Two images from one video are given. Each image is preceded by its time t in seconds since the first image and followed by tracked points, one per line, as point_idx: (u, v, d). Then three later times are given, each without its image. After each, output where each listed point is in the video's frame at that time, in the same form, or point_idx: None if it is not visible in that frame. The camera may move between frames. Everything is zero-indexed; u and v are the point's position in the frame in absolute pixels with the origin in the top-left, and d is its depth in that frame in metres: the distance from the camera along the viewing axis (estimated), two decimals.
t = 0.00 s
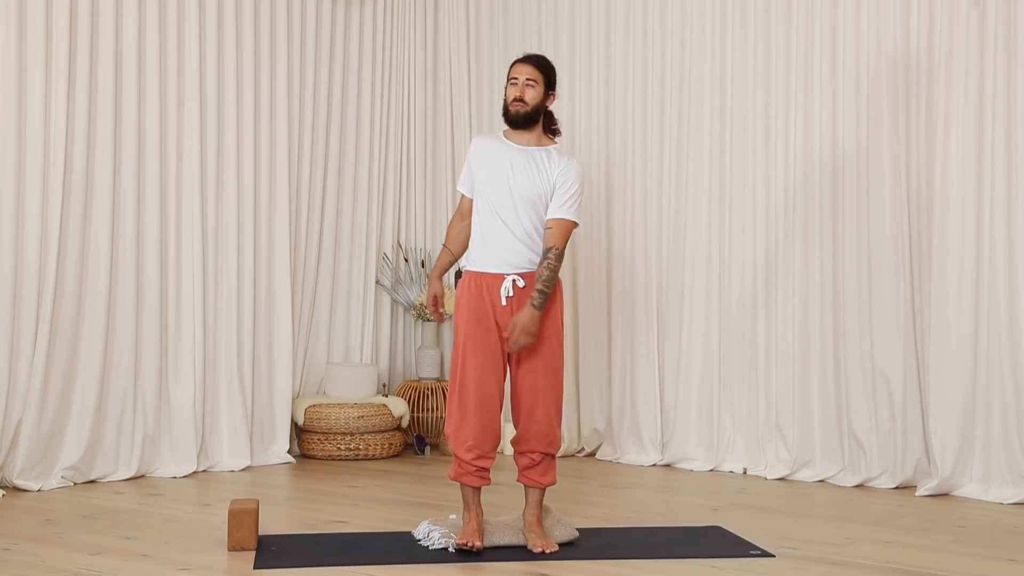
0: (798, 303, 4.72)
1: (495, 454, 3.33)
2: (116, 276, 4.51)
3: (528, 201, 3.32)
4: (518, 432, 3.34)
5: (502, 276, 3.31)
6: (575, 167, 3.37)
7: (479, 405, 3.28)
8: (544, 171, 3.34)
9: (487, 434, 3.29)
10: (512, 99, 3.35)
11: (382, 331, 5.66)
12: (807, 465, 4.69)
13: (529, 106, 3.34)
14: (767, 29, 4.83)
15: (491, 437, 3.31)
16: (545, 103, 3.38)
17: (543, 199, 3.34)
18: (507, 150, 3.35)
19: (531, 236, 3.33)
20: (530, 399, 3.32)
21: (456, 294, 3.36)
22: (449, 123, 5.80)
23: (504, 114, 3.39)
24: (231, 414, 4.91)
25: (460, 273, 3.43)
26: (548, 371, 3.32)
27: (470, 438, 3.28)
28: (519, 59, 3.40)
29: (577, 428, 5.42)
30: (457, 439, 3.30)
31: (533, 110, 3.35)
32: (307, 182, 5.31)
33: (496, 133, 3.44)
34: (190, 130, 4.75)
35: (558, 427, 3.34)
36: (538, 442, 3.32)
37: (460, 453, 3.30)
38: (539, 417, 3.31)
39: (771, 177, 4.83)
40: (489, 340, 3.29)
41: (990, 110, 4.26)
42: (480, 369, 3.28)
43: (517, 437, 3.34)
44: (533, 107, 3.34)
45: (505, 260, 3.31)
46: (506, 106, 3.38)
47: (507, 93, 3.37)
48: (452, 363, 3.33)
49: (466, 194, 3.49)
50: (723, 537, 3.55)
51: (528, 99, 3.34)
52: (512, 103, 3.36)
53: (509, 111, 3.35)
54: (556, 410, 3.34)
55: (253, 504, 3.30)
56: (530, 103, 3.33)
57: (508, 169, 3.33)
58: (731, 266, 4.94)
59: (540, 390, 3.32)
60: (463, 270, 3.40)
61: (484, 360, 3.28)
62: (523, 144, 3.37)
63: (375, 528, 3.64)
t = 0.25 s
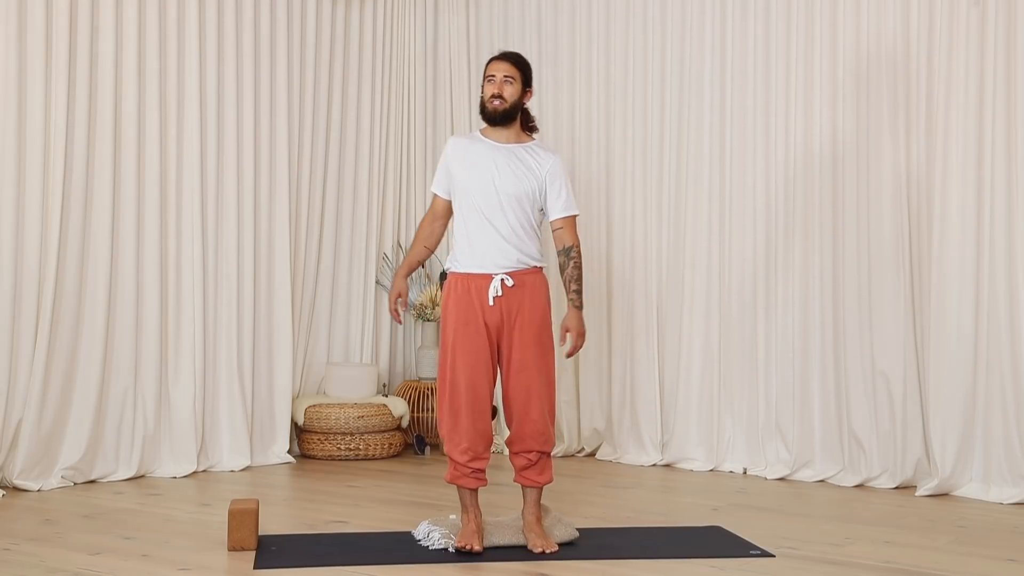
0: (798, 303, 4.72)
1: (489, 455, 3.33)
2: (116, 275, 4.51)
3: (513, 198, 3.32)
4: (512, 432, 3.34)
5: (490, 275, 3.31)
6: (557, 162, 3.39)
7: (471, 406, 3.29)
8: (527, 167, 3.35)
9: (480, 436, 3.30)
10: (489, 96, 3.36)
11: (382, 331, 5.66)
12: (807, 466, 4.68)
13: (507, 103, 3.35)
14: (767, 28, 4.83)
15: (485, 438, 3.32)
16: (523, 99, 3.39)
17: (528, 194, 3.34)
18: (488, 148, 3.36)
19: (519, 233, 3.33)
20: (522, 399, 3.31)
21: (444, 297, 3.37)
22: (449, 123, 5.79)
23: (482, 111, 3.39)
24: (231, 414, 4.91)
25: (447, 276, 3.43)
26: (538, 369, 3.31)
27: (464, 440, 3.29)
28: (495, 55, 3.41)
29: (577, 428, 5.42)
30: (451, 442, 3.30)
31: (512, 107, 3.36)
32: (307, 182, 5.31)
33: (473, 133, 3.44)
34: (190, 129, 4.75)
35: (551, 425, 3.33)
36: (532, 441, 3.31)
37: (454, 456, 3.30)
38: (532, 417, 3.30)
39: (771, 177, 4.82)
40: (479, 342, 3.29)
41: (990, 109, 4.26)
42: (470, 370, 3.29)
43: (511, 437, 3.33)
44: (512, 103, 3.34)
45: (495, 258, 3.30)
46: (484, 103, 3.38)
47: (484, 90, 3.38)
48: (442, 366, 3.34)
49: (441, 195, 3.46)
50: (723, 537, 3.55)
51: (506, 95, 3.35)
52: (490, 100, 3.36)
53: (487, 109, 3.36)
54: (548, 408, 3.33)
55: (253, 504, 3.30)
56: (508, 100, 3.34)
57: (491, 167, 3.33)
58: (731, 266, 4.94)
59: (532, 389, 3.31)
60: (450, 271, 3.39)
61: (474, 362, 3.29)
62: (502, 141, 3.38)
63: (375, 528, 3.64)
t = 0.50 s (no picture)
0: (798, 303, 4.72)
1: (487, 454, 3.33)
2: (116, 276, 4.51)
3: (504, 193, 3.35)
4: (511, 431, 3.34)
5: (488, 273, 3.31)
6: (536, 154, 3.45)
7: (469, 406, 3.29)
8: (512, 162, 3.38)
9: (478, 435, 3.30)
10: (470, 96, 3.36)
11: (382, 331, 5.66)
12: (807, 466, 4.68)
13: (489, 101, 3.36)
14: (767, 28, 4.83)
15: (483, 438, 3.31)
16: (502, 96, 3.41)
17: (517, 189, 3.37)
18: (471, 147, 3.36)
19: (514, 227, 3.35)
20: (522, 397, 3.31)
21: (440, 298, 3.36)
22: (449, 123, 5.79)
23: (461, 111, 3.38)
24: (231, 414, 4.91)
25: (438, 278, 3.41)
26: (536, 367, 3.32)
27: (462, 441, 3.28)
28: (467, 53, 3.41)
29: (577, 428, 5.42)
30: (448, 442, 3.30)
31: (493, 104, 3.37)
32: (308, 182, 5.31)
33: (448, 134, 3.42)
34: (190, 129, 4.75)
35: (550, 423, 3.34)
36: (532, 440, 3.31)
37: (452, 456, 3.29)
38: (533, 414, 3.31)
39: (771, 177, 4.82)
40: (477, 341, 3.29)
41: (990, 109, 4.26)
42: (468, 370, 3.29)
43: (510, 436, 3.33)
44: (494, 101, 3.36)
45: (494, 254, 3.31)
46: (463, 103, 3.37)
47: (463, 89, 3.37)
48: (439, 367, 3.33)
49: (421, 200, 3.42)
50: (723, 537, 3.55)
51: (488, 93, 3.36)
52: (470, 99, 3.36)
53: (469, 108, 3.36)
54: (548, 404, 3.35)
55: (253, 504, 3.30)
56: (491, 97, 3.35)
57: (478, 165, 3.34)
58: (731, 266, 4.94)
59: (531, 387, 3.32)
60: (444, 273, 3.37)
61: (472, 362, 3.29)
62: (484, 139, 3.39)
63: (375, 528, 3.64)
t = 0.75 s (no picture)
0: (798, 303, 4.72)
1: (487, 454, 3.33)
2: (116, 276, 4.51)
3: (504, 187, 3.35)
4: (513, 429, 3.33)
5: (489, 273, 3.30)
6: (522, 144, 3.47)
7: (470, 405, 3.29)
8: (505, 157, 3.38)
9: (479, 434, 3.30)
10: (461, 98, 3.35)
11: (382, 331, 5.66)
12: (807, 466, 4.68)
13: (480, 101, 3.36)
14: (767, 28, 4.83)
15: (483, 437, 3.31)
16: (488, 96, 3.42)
17: (513, 184, 3.38)
18: (464, 148, 3.35)
19: (517, 220, 3.37)
20: (523, 395, 3.31)
21: (440, 298, 3.35)
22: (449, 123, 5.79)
23: (451, 115, 3.36)
24: (231, 414, 4.91)
25: (438, 280, 3.40)
26: (538, 364, 3.32)
27: (462, 440, 3.28)
28: (447, 57, 3.40)
29: (577, 428, 5.42)
30: (449, 441, 3.29)
31: (482, 103, 3.37)
32: (308, 182, 5.31)
33: (434, 139, 3.40)
34: (190, 129, 4.75)
35: (551, 420, 3.33)
36: (533, 437, 3.30)
37: (452, 455, 3.29)
38: (536, 411, 3.30)
39: (771, 177, 4.82)
40: (479, 340, 3.29)
41: (990, 109, 4.26)
42: (469, 369, 3.29)
43: (512, 434, 3.33)
44: (484, 101, 3.36)
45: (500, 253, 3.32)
46: (453, 106, 3.35)
47: (452, 92, 3.36)
48: (441, 366, 3.34)
49: (419, 208, 3.35)
50: (723, 537, 3.55)
51: (478, 92, 3.36)
52: (461, 101, 3.35)
53: (462, 110, 3.34)
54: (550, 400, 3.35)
55: (253, 504, 3.30)
56: (481, 96, 3.35)
57: (475, 164, 3.33)
58: (731, 266, 4.94)
59: (532, 385, 3.31)
60: (445, 274, 3.36)
61: (473, 361, 3.29)
62: (474, 138, 3.39)
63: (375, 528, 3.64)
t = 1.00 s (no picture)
0: (798, 303, 4.72)
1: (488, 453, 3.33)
2: (116, 276, 4.51)
3: (508, 184, 3.36)
4: (516, 428, 3.32)
5: (491, 272, 3.30)
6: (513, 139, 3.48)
7: (472, 405, 3.29)
8: (503, 156, 3.37)
9: (480, 434, 3.29)
10: (460, 105, 3.30)
11: (382, 331, 5.66)
12: (808, 465, 4.68)
13: (479, 107, 3.33)
14: (767, 27, 4.83)
15: (484, 436, 3.31)
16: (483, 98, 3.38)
17: (514, 182, 3.38)
18: (465, 150, 3.33)
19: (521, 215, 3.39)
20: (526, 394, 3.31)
21: (443, 298, 3.36)
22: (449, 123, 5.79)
23: (451, 121, 3.32)
24: (231, 413, 4.91)
25: (443, 281, 3.38)
26: (541, 363, 3.32)
27: (463, 439, 3.28)
28: (442, 61, 3.32)
29: (577, 428, 5.42)
30: (449, 441, 3.29)
31: (480, 107, 3.34)
32: (308, 182, 5.31)
33: (430, 146, 3.35)
34: (190, 129, 4.75)
35: (555, 419, 3.32)
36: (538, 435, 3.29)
37: (453, 455, 3.29)
38: (540, 409, 3.29)
39: (771, 177, 4.82)
40: (481, 340, 3.29)
41: (990, 109, 4.26)
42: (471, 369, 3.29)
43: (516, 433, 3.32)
44: (482, 107, 3.33)
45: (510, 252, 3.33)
46: (452, 112, 3.31)
47: (451, 98, 3.30)
48: (443, 366, 3.34)
49: (429, 216, 3.28)
50: (723, 537, 3.55)
51: (476, 98, 3.32)
52: (461, 108, 3.30)
53: (462, 117, 3.31)
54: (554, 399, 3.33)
55: (253, 504, 3.30)
56: (480, 102, 3.31)
57: (479, 165, 3.31)
58: (731, 267, 4.93)
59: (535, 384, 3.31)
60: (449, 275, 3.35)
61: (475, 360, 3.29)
62: (473, 140, 3.36)
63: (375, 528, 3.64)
